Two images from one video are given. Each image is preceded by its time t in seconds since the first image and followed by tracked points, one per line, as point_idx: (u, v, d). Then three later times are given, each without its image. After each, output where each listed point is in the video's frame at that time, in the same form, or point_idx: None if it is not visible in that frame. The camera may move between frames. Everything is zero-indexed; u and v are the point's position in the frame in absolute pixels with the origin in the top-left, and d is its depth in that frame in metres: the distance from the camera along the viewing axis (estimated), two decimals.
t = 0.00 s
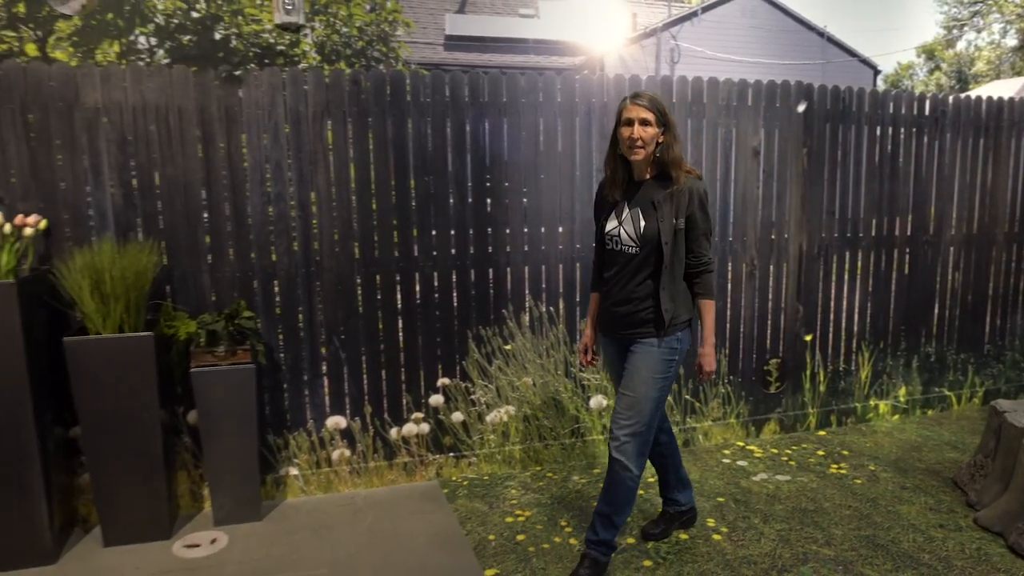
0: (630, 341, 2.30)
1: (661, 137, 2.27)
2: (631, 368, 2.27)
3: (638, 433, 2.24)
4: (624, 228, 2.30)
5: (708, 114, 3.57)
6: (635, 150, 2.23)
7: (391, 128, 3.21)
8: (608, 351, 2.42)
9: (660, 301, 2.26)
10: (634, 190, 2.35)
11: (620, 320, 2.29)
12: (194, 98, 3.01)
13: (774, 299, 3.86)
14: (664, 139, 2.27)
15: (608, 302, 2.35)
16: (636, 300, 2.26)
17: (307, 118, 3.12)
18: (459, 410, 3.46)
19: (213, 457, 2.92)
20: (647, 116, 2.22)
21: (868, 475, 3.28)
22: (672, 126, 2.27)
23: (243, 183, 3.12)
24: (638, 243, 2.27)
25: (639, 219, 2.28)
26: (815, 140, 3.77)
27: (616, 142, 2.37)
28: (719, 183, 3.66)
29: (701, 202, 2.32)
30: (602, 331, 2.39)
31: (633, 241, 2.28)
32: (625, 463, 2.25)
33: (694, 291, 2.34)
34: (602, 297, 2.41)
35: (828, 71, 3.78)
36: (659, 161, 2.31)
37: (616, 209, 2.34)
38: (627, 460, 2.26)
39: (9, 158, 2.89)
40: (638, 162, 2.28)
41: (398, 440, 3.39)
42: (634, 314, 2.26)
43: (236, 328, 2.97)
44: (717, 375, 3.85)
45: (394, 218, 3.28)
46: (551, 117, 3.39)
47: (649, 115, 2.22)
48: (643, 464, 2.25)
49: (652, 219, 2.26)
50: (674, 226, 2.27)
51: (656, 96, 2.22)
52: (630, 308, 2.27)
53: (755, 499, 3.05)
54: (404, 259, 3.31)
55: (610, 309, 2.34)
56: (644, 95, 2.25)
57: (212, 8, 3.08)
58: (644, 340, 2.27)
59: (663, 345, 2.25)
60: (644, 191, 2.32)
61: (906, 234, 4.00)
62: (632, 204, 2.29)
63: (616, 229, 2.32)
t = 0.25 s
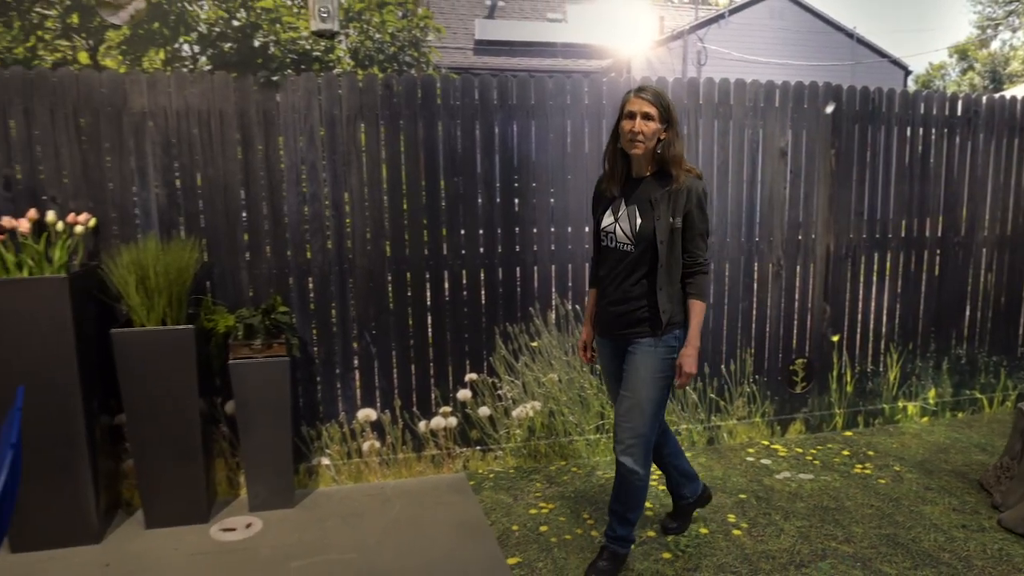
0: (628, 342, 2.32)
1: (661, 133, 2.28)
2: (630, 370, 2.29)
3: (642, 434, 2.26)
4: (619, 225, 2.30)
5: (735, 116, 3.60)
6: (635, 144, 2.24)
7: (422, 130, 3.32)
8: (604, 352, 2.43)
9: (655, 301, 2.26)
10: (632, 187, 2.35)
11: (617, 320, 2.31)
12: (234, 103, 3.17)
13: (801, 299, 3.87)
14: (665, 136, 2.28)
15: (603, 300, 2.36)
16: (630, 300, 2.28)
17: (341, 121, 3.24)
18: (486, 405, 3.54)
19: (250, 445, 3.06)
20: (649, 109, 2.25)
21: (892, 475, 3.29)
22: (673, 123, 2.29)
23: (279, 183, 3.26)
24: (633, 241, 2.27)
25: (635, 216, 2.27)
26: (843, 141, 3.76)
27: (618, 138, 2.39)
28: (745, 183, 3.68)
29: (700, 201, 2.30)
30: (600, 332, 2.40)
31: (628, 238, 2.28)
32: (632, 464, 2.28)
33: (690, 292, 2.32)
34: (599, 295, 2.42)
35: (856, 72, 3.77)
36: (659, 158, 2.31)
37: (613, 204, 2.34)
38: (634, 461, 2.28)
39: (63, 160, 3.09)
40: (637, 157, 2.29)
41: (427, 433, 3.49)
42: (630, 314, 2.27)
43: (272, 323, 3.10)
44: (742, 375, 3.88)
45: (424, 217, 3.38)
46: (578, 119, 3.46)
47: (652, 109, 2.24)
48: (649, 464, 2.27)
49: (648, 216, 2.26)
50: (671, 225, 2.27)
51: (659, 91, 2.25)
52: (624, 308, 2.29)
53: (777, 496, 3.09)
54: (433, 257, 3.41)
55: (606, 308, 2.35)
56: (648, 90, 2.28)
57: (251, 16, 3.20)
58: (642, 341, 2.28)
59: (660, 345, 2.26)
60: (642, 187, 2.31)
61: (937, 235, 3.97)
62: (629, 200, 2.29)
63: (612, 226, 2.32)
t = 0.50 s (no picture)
0: (628, 345, 2.35)
1: (665, 132, 2.29)
2: (634, 373, 2.34)
3: (654, 435, 2.32)
4: (622, 224, 2.34)
5: (761, 117, 3.63)
6: (638, 142, 2.26)
7: (451, 132, 3.43)
8: (593, 350, 2.45)
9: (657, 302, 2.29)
10: (636, 186, 2.37)
11: (620, 322, 2.33)
12: (273, 107, 3.33)
13: (826, 300, 3.88)
14: (669, 133, 2.29)
15: (605, 299, 2.40)
16: (632, 300, 2.31)
17: (373, 124, 3.38)
18: (510, 400, 3.64)
19: (284, 437, 3.20)
20: (652, 107, 2.26)
21: (916, 477, 3.29)
22: (677, 121, 2.29)
23: (314, 184, 3.41)
24: (635, 240, 2.31)
25: (638, 216, 2.31)
26: (870, 141, 3.76)
27: (623, 137, 2.41)
28: (770, 184, 3.71)
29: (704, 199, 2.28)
30: (598, 335, 2.41)
31: (630, 237, 2.32)
32: (645, 463, 2.35)
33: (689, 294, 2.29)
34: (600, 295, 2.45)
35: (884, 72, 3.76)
36: (663, 157, 2.33)
37: (616, 203, 2.38)
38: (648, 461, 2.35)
39: (115, 162, 3.33)
40: (640, 156, 2.31)
41: (453, 427, 3.61)
42: (633, 315, 2.31)
43: (305, 318, 3.22)
44: (766, 375, 3.90)
45: (453, 217, 3.49)
46: (603, 121, 3.53)
47: (654, 107, 2.25)
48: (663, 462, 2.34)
49: (650, 215, 2.29)
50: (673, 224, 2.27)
51: (662, 89, 2.26)
52: (626, 308, 2.32)
53: (797, 496, 3.11)
54: (461, 256, 3.52)
55: (608, 308, 2.38)
56: (652, 88, 2.29)
57: (289, 25, 3.34)
58: (645, 345, 2.31)
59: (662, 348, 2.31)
60: (644, 186, 2.34)
61: (967, 237, 3.95)
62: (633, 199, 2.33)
63: (614, 225, 2.36)
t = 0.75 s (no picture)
0: (634, 345, 2.38)
1: (663, 134, 2.31)
2: (643, 372, 2.38)
3: (666, 432, 2.38)
4: (626, 226, 2.36)
5: (785, 118, 3.65)
6: (638, 149, 2.29)
7: (478, 134, 3.52)
8: (593, 349, 2.46)
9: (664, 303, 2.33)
10: (637, 188, 2.40)
11: (627, 322, 2.36)
12: (307, 110, 3.47)
13: (851, 301, 3.88)
14: (667, 136, 2.31)
15: (610, 299, 2.42)
16: (639, 301, 2.34)
17: (403, 126, 3.49)
18: (534, 397, 3.72)
19: (314, 429, 3.32)
20: (648, 114, 2.27)
21: (940, 479, 3.28)
22: (674, 122, 2.31)
23: (346, 185, 3.53)
24: (639, 242, 2.34)
25: (641, 218, 2.33)
26: (897, 142, 3.76)
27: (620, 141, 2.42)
28: (795, 184, 3.73)
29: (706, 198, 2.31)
30: (602, 335, 2.43)
31: (634, 239, 2.35)
32: (658, 460, 2.40)
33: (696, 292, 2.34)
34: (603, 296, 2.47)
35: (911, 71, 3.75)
36: (663, 158, 2.36)
37: (619, 207, 2.40)
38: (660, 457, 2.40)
39: (158, 164, 3.51)
40: (640, 159, 2.33)
41: (478, 423, 3.71)
42: (641, 316, 2.34)
43: (337, 314, 3.35)
44: (790, 375, 3.91)
45: (479, 216, 3.59)
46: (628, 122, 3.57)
47: (650, 114, 2.27)
48: (675, 457, 2.40)
49: (653, 217, 2.31)
50: (677, 225, 2.30)
51: (656, 93, 2.27)
52: (632, 308, 2.35)
53: (818, 495, 3.13)
54: (487, 254, 3.62)
55: (613, 309, 2.40)
56: (646, 93, 2.30)
57: (324, 30, 3.46)
58: (653, 345, 2.35)
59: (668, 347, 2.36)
60: (647, 189, 2.37)
61: (996, 238, 3.92)
62: (635, 201, 2.36)
63: (618, 228, 2.39)
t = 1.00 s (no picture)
0: (632, 349, 2.39)
1: (653, 139, 2.35)
2: (644, 375, 2.39)
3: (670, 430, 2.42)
4: (617, 231, 2.36)
5: (809, 119, 3.67)
6: (630, 152, 2.31)
7: (504, 136, 3.61)
8: (589, 357, 2.44)
9: (659, 305, 2.36)
10: (628, 192, 2.41)
11: (624, 327, 2.36)
12: (339, 113, 3.59)
13: (875, 302, 3.88)
14: (657, 140, 2.35)
15: (603, 306, 2.41)
16: (636, 305, 2.35)
17: (431, 128, 3.59)
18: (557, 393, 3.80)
19: (343, 422, 3.43)
20: (639, 118, 2.31)
21: (963, 481, 3.29)
22: (664, 128, 2.35)
23: (376, 186, 3.65)
24: (633, 246, 2.34)
25: (633, 222, 2.34)
26: (923, 143, 3.76)
27: (608, 146, 2.44)
28: (819, 185, 3.75)
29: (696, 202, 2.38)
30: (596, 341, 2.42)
31: (627, 244, 2.35)
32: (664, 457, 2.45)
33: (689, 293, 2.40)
34: (593, 302, 2.45)
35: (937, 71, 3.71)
36: (653, 163, 2.39)
37: (610, 211, 2.40)
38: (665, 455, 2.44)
39: (196, 165, 3.66)
40: (631, 163, 2.35)
41: (502, 418, 3.80)
42: (638, 319, 2.35)
43: (364, 311, 3.43)
44: (813, 376, 3.93)
45: (505, 216, 3.68)
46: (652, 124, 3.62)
47: (641, 117, 2.30)
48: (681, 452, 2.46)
49: (646, 221, 2.33)
50: (670, 229, 2.34)
51: (646, 98, 2.31)
52: (629, 313, 2.35)
53: (838, 494, 3.16)
54: (512, 254, 3.71)
55: (607, 314, 2.39)
56: (635, 98, 2.34)
57: (355, 35, 3.56)
58: (652, 347, 2.37)
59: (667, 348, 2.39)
60: (638, 193, 2.38)
61: None
62: (625, 206, 2.36)
63: (609, 233, 2.38)
